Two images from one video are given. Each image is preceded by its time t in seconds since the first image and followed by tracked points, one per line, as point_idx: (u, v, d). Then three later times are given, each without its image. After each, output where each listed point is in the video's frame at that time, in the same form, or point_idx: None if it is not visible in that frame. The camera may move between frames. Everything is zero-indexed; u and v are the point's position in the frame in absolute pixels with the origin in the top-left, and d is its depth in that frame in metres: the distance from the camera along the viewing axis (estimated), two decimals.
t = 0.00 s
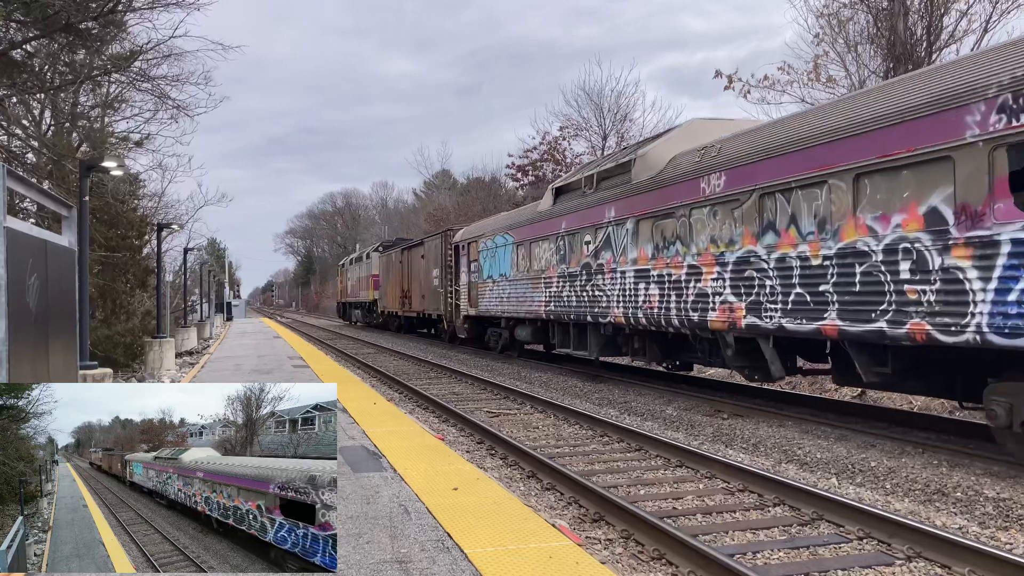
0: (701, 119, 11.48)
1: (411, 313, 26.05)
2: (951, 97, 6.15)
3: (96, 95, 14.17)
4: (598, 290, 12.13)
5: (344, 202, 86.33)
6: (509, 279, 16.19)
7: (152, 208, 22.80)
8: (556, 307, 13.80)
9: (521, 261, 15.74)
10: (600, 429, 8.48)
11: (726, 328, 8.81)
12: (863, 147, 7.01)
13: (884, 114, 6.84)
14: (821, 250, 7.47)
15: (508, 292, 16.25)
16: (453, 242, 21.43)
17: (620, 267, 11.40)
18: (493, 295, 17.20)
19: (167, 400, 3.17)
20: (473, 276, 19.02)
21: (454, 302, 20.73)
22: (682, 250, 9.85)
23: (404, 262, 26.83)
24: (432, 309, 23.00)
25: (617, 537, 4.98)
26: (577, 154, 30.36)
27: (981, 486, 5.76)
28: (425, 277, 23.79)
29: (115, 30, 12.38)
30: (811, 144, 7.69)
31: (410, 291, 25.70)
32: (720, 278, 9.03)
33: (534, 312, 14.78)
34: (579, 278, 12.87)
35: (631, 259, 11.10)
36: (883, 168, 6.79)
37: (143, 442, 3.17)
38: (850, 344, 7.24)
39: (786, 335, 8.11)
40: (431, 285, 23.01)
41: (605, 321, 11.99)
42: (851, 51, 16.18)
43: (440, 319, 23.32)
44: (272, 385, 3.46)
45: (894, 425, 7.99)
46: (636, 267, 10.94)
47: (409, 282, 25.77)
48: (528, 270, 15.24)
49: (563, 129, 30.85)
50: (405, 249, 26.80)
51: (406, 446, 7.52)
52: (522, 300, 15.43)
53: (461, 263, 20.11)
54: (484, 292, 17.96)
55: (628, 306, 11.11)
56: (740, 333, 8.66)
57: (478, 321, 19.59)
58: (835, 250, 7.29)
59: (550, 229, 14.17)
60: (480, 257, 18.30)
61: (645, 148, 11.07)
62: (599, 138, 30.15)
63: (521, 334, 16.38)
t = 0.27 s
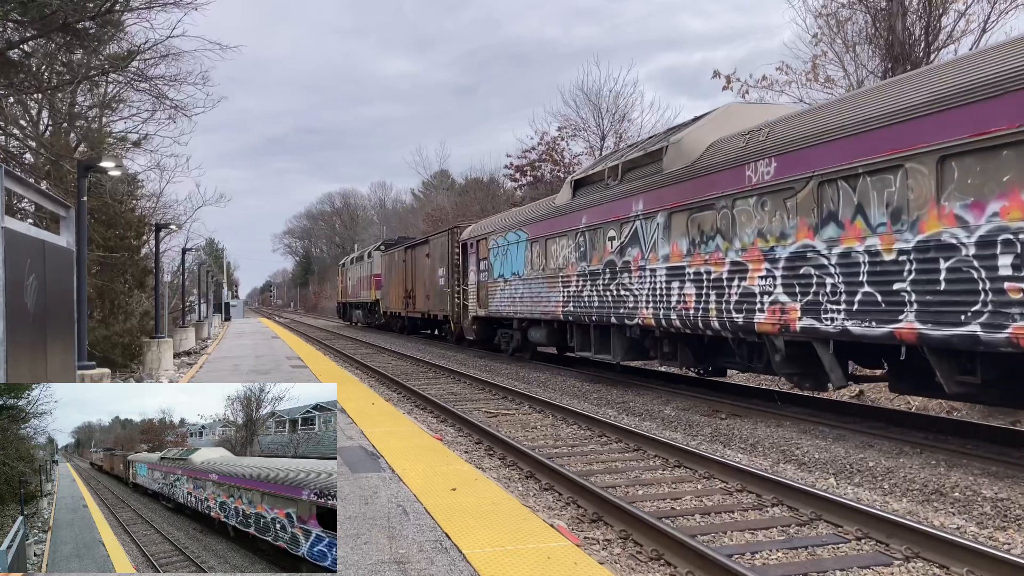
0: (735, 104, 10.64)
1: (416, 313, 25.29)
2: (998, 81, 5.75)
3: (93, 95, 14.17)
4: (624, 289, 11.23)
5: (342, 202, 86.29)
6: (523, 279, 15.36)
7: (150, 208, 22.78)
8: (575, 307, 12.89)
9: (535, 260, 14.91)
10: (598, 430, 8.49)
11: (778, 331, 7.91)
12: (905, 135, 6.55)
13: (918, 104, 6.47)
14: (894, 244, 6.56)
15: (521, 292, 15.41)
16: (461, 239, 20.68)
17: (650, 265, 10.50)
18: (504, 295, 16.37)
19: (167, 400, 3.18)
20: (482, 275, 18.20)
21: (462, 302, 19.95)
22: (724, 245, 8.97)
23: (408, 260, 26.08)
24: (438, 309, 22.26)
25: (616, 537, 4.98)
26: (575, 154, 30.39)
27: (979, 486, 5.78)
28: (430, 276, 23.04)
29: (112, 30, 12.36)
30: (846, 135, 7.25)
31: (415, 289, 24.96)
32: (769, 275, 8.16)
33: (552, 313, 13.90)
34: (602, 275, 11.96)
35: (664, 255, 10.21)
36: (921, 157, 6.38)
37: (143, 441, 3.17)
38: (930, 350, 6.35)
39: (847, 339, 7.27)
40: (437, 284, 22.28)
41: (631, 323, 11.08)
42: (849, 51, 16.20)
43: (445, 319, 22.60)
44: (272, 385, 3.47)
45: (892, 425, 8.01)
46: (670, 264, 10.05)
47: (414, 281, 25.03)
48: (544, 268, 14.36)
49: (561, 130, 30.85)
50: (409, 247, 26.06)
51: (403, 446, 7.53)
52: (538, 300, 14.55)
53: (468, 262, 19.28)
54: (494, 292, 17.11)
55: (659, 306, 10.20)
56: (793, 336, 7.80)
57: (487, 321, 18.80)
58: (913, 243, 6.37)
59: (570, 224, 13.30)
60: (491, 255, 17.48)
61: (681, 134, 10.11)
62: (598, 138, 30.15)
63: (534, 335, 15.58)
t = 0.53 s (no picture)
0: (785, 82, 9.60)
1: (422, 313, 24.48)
2: (998, 79, 5.73)
3: (92, 95, 14.18)
4: (655, 289, 10.31)
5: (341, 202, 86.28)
6: (540, 277, 14.52)
7: (149, 209, 22.77)
8: (600, 308, 11.96)
9: (554, 257, 14.07)
10: (597, 429, 8.50)
11: (842, 335, 6.99)
12: (912, 135, 6.46)
13: (920, 104, 6.42)
14: (993, 235, 5.64)
15: (539, 291, 14.56)
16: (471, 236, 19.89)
17: (687, 262, 9.62)
18: (519, 295, 15.53)
19: (167, 400, 3.18)
20: (494, 273, 17.40)
21: (473, 302, 19.11)
22: (777, 238, 8.07)
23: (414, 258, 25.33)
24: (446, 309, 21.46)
25: (615, 536, 4.99)
26: (575, 154, 30.40)
27: (978, 486, 5.79)
28: (437, 275, 22.27)
29: (111, 30, 12.35)
30: (852, 134, 7.12)
31: (421, 289, 24.16)
32: (830, 272, 7.24)
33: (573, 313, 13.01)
34: (630, 273, 11.04)
35: (703, 250, 9.30)
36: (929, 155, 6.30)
37: (143, 441, 3.17)
38: None
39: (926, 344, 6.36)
40: (444, 283, 21.50)
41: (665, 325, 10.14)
42: (848, 52, 16.21)
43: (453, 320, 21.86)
44: (272, 385, 3.46)
45: (892, 425, 8.01)
46: (711, 260, 9.15)
47: (420, 280, 24.25)
48: (564, 266, 13.47)
49: (560, 130, 30.85)
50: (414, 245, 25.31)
51: (402, 446, 7.53)
52: (558, 300, 13.65)
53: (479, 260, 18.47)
54: (508, 291, 16.24)
55: (697, 306, 9.27)
56: (861, 340, 6.87)
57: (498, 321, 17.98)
58: (1018, 233, 5.47)
59: (594, 218, 12.37)
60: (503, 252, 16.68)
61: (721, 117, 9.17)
62: (597, 138, 30.14)
63: (551, 337, 14.73)
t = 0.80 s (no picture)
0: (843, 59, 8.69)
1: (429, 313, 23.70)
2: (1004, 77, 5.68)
3: (92, 95, 14.21)
4: (693, 287, 9.45)
5: (341, 202, 86.28)
6: (560, 276, 13.71)
7: (148, 209, 22.77)
8: (629, 309, 11.02)
9: (575, 254, 13.24)
10: (597, 429, 8.50)
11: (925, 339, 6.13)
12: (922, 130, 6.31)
13: (929, 99, 6.29)
14: None
15: (558, 291, 13.74)
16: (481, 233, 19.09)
17: (730, 258, 8.73)
18: (536, 294, 14.73)
19: (167, 400, 3.18)
20: (507, 272, 16.59)
21: (485, 302, 18.30)
22: (842, 230, 7.13)
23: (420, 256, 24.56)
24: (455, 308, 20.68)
25: (614, 536, 4.99)
26: (574, 154, 30.40)
27: (977, 486, 5.79)
28: (445, 273, 21.50)
29: (111, 30, 12.34)
30: (863, 130, 6.93)
31: (428, 288, 23.37)
32: (910, 268, 6.30)
33: (597, 315, 12.13)
34: (664, 271, 10.14)
35: (750, 244, 8.40)
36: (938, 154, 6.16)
37: (143, 441, 3.17)
38: None
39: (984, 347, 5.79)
40: (453, 283, 20.71)
41: (705, 328, 9.21)
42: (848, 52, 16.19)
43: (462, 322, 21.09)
44: (272, 384, 3.46)
45: (892, 425, 8.01)
46: (760, 256, 8.24)
47: (427, 279, 23.46)
48: (587, 263, 12.60)
49: (560, 129, 30.85)
50: (420, 243, 24.54)
51: (402, 446, 7.53)
52: (580, 300, 12.78)
53: (491, 257, 17.66)
54: (524, 291, 15.39)
55: (745, 307, 8.35)
56: (947, 345, 6.01)
57: (512, 321, 17.17)
58: None
59: (622, 211, 11.48)
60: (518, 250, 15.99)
61: (770, 98, 8.29)
62: (596, 138, 30.12)
63: (571, 339, 13.90)
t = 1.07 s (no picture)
0: (913, 32, 7.86)
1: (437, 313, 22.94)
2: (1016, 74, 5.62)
3: (92, 95, 14.22)
4: (739, 285, 8.62)
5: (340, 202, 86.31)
6: (583, 274, 12.88)
7: (148, 208, 22.77)
8: (664, 310, 10.18)
9: (599, 251, 12.42)
10: (597, 429, 8.49)
11: None
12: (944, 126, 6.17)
13: None
14: None
15: (581, 290, 12.92)
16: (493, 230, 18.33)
17: (784, 252, 7.95)
18: (556, 294, 13.93)
19: (167, 400, 3.18)
20: (522, 270, 15.79)
21: (498, 301, 17.51)
22: (925, 220, 6.31)
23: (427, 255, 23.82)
24: (465, 308, 19.91)
25: (614, 536, 4.99)
26: (574, 154, 30.41)
27: (978, 486, 5.79)
28: (454, 272, 20.75)
29: (111, 30, 12.34)
30: (917, 114, 6.43)
31: (437, 288, 22.60)
32: (1014, 263, 5.45)
33: (625, 316, 11.29)
34: (704, 268, 9.33)
35: (808, 238, 7.61)
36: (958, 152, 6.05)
37: (143, 441, 3.18)
38: None
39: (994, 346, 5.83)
40: (462, 281, 19.98)
41: (754, 331, 8.43)
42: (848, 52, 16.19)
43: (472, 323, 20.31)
44: (272, 384, 3.45)
45: (892, 425, 8.01)
46: (820, 250, 7.45)
47: (434, 278, 22.71)
48: (615, 260, 11.76)
49: (559, 129, 30.85)
50: (427, 241, 23.81)
51: (402, 446, 7.53)
52: (606, 300, 11.94)
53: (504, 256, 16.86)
54: (542, 290, 14.56)
55: (804, 306, 7.55)
56: None
57: (526, 322, 16.39)
58: None
59: (655, 203, 10.64)
60: (533, 247, 15.21)
61: (834, 74, 7.49)
62: (596, 138, 30.11)
63: (592, 341, 13.12)
